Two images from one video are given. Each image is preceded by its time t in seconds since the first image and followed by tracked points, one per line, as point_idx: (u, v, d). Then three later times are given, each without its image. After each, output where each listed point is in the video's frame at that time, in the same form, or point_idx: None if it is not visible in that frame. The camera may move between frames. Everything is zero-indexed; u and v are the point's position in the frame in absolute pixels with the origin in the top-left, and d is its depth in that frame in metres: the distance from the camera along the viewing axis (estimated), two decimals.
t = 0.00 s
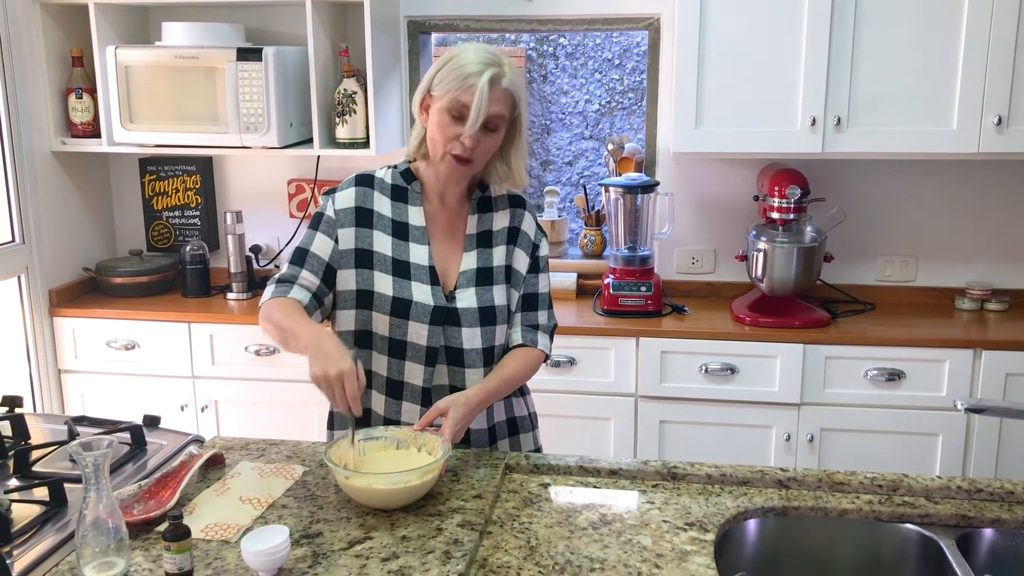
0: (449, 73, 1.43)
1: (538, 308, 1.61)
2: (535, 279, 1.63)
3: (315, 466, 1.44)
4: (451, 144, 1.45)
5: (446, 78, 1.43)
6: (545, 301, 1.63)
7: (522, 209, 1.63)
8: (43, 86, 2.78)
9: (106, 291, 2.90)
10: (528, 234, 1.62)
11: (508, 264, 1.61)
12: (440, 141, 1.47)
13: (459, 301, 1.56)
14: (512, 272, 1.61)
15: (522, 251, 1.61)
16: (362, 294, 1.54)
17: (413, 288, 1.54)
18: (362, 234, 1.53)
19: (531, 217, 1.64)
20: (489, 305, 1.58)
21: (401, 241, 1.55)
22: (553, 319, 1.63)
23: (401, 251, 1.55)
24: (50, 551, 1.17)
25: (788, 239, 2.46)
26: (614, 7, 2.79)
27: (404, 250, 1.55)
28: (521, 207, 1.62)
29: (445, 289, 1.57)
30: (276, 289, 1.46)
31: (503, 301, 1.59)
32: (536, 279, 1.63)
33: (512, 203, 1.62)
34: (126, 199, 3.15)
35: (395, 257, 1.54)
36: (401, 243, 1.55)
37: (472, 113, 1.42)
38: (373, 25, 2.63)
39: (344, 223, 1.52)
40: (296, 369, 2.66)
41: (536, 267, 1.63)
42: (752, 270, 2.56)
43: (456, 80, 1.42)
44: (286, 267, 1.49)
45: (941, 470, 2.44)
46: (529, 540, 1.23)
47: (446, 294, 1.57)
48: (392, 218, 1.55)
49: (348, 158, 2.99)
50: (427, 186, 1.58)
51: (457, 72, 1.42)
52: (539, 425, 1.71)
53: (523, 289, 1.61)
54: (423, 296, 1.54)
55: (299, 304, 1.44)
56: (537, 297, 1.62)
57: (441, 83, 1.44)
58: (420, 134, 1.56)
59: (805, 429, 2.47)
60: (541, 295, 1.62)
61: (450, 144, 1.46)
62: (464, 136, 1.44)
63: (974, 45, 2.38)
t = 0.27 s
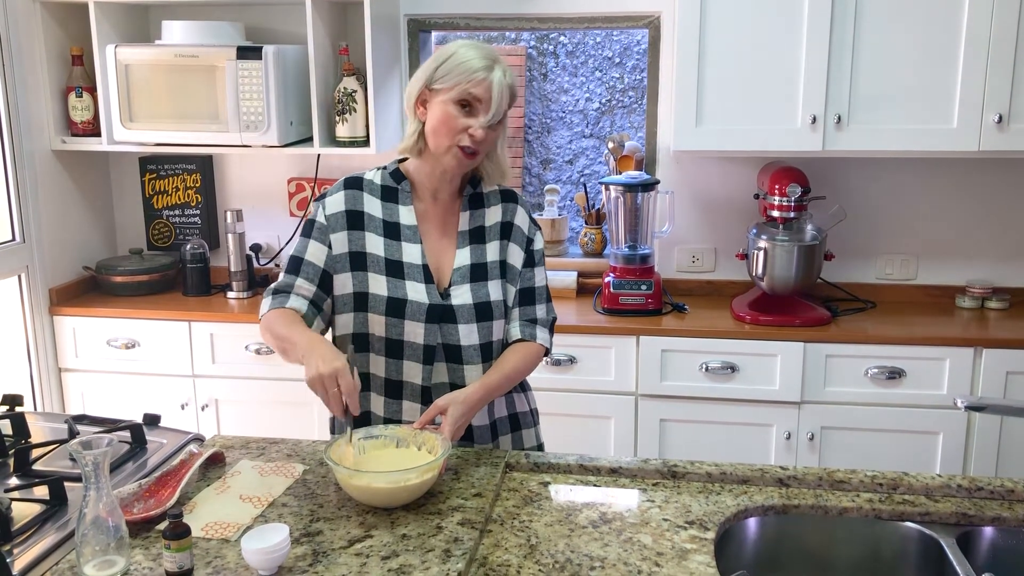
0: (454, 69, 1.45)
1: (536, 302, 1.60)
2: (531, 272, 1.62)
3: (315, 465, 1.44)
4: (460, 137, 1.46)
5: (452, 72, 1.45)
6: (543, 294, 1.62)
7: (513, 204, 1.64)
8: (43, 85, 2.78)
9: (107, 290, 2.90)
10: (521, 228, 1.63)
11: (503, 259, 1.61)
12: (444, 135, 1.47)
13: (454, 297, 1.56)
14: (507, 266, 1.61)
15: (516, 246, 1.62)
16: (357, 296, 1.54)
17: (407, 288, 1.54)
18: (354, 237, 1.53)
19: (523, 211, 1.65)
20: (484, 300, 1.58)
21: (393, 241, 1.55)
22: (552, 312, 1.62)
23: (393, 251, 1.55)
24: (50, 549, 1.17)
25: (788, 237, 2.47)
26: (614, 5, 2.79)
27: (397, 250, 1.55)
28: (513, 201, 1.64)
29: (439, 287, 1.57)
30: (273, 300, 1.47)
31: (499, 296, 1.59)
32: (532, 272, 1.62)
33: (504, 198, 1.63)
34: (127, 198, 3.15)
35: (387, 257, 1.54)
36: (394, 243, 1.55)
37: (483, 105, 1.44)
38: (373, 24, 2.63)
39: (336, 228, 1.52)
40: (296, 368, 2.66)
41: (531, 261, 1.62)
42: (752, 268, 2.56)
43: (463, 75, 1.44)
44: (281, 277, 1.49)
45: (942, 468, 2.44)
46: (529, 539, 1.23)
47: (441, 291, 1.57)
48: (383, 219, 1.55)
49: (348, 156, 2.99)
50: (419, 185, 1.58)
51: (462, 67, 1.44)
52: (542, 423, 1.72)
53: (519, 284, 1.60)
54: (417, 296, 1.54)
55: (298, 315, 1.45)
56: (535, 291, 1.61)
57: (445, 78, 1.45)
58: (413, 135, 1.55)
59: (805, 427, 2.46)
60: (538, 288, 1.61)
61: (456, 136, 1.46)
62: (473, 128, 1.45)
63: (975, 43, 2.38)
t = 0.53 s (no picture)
0: (448, 72, 1.45)
1: (533, 300, 1.60)
2: (528, 271, 1.61)
3: (315, 464, 1.44)
4: (449, 141, 1.47)
5: (445, 75, 1.46)
6: (540, 293, 1.61)
7: (511, 201, 1.63)
8: (43, 84, 2.78)
9: (107, 289, 2.90)
10: (518, 227, 1.62)
11: (500, 256, 1.61)
12: (434, 138, 1.48)
13: (451, 295, 1.56)
14: (504, 264, 1.61)
15: (514, 243, 1.61)
16: (354, 296, 1.54)
17: (403, 286, 1.54)
18: (349, 236, 1.54)
19: (520, 210, 1.64)
20: (481, 297, 1.57)
21: (389, 239, 1.55)
22: (550, 311, 1.62)
23: (389, 250, 1.55)
24: (51, 548, 1.17)
25: (789, 237, 2.47)
26: (615, 4, 2.79)
27: (392, 248, 1.55)
28: (510, 199, 1.63)
29: (436, 285, 1.57)
30: (269, 301, 1.47)
31: (496, 293, 1.59)
32: (529, 271, 1.61)
33: (501, 197, 1.63)
34: (127, 197, 3.15)
35: (383, 255, 1.55)
36: (390, 241, 1.55)
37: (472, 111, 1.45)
38: (374, 23, 2.62)
39: (332, 228, 1.53)
40: (297, 367, 2.66)
41: (528, 260, 1.61)
42: (752, 267, 2.56)
43: (455, 80, 1.45)
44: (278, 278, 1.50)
45: (943, 467, 2.44)
46: (529, 538, 1.23)
47: (437, 289, 1.56)
48: (379, 218, 1.55)
49: (348, 155, 2.99)
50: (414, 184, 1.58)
51: (456, 71, 1.45)
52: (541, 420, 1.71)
53: (517, 281, 1.60)
54: (413, 293, 1.54)
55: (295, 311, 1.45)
56: (532, 289, 1.60)
57: (438, 81, 1.46)
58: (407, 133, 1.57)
59: (805, 426, 2.46)
60: (536, 286, 1.61)
61: (445, 141, 1.47)
62: (462, 133, 1.46)
63: (975, 42, 2.38)
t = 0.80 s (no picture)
0: (437, 78, 1.42)
1: (532, 300, 1.60)
2: (526, 271, 1.61)
3: (316, 463, 1.44)
4: (435, 150, 1.46)
5: (433, 82, 1.43)
6: (539, 293, 1.61)
7: (510, 201, 1.62)
8: (43, 83, 2.78)
9: (107, 288, 2.90)
10: (517, 227, 1.61)
11: (499, 256, 1.60)
12: (423, 144, 1.47)
13: (448, 295, 1.56)
14: (502, 264, 1.60)
15: (513, 244, 1.60)
16: (352, 296, 1.55)
17: (401, 285, 1.55)
18: (347, 237, 1.54)
19: (519, 210, 1.63)
20: (478, 297, 1.57)
21: (386, 239, 1.55)
22: (548, 312, 1.62)
23: (387, 249, 1.55)
24: (51, 548, 1.17)
25: (789, 237, 2.47)
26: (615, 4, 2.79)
27: (390, 247, 1.55)
28: (509, 200, 1.62)
29: (432, 284, 1.57)
30: (273, 306, 1.50)
31: (494, 293, 1.59)
32: (527, 271, 1.61)
33: (499, 197, 1.62)
34: (127, 196, 3.15)
35: (381, 255, 1.55)
36: (387, 241, 1.55)
37: (456, 122, 1.42)
38: (374, 22, 2.62)
39: (330, 230, 1.53)
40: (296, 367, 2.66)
41: (526, 260, 1.61)
42: (752, 267, 2.56)
43: (443, 87, 1.42)
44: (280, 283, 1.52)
45: (942, 467, 2.44)
46: (529, 538, 1.23)
47: (434, 288, 1.57)
48: (377, 217, 1.56)
49: (348, 155, 2.99)
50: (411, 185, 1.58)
51: (444, 78, 1.42)
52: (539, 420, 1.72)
53: (515, 282, 1.60)
54: (411, 292, 1.55)
55: (296, 318, 1.47)
56: (531, 289, 1.60)
57: (426, 87, 1.44)
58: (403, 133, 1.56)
59: (805, 426, 2.47)
60: (534, 287, 1.60)
61: (433, 149, 1.46)
62: (448, 143, 1.44)
63: (975, 42, 2.38)
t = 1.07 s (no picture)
0: (422, 80, 1.42)
1: (530, 300, 1.60)
2: (524, 271, 1.60)
3: (314, 463, 1.44)
4: (422, 153, 1.46)
5: (419, 84, 1.43)
6: (537, 293, 1.60)
7: (507, 201, 1.61)
8: (41, 83, 2.77)
9: (105, 288, 2.89)
10: (515, 227, 1.61)
11: (495, 257, 1.60)
12: (411, 147, 1.47)
13: (440, 296, 1.56)
14: (499, 265, 1.60)
15: (509, 244, 1.60)
16: (347, 297, 1.56)
17: (393, 286, 1.55)
18: (342, 238, 1.55)
19: (517, 210, 1.62)
20: (471, 299, 1.57)
21: (380, 240, 1.56)
22: (548, 311, 1.61)
23: (380, 251, 1.56)
24: (50, 548, 1.17)
25: (788, 236, 2.47)
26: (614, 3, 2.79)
27: (384, 249, 1.56)
28: (506, 200, 1.61)
29: (426, 286, 1.57)
30: (274, 306, 1.54)
31: (488, 294, 1.59)
32: (525, 271, 1.60)
33: (497, 196, 1.61)
34: (126, 196, 3.15)
35: (374, 256, 1.55)
36: (381, 242, 1.56)
37: (441, 125, 1.42)
38: (373, 22, 2.62)
39: (326, 231, 1.55)
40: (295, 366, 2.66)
41: (525, 260, 1.60)
42: (751, 267, 2.56)
43: (428, 89, 1.41)
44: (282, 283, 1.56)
45: (941, 467, 2.44)
46: (528, 537, 1.23)
47: (427, 290, 1.57)
48: (371, 218, 1.56)
49: (347, 154, 2.99)
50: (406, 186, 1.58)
51: (429, 80, 1.41)
52: (535, 421, 1.71)
53: (512, 282, 1.59)
54: (403, 294, 1.55)
55: (298, 319, 1.51)
56: (529, 289, 1.60)
57: (413, 90, 1.43)
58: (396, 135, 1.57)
59: (804, 425, 2.47)
60: (532, 287, 1.60)
61: (421, 152, 1.46)
62: (434, 146, 1.44)
63: (974, 42, 2.38)
